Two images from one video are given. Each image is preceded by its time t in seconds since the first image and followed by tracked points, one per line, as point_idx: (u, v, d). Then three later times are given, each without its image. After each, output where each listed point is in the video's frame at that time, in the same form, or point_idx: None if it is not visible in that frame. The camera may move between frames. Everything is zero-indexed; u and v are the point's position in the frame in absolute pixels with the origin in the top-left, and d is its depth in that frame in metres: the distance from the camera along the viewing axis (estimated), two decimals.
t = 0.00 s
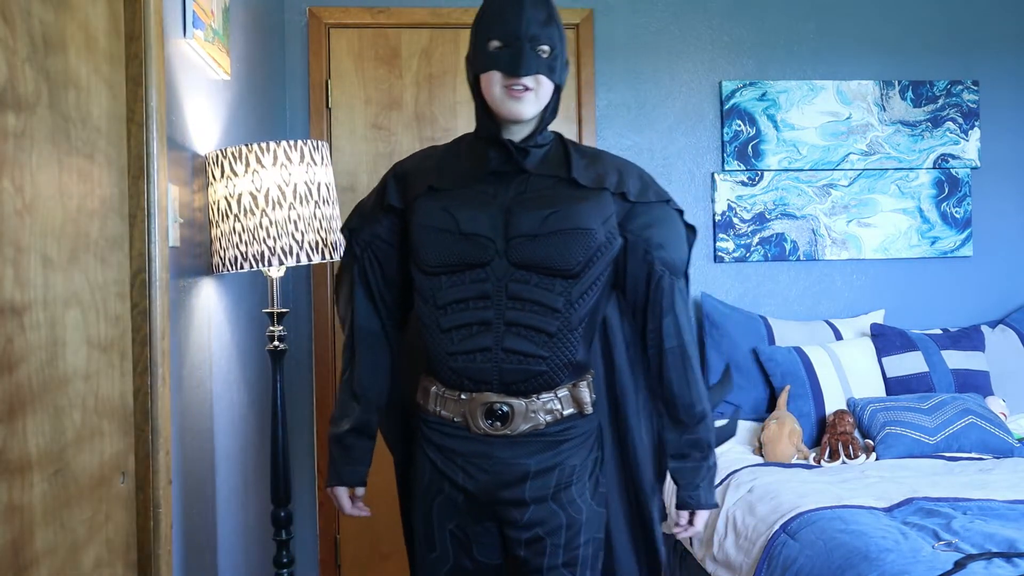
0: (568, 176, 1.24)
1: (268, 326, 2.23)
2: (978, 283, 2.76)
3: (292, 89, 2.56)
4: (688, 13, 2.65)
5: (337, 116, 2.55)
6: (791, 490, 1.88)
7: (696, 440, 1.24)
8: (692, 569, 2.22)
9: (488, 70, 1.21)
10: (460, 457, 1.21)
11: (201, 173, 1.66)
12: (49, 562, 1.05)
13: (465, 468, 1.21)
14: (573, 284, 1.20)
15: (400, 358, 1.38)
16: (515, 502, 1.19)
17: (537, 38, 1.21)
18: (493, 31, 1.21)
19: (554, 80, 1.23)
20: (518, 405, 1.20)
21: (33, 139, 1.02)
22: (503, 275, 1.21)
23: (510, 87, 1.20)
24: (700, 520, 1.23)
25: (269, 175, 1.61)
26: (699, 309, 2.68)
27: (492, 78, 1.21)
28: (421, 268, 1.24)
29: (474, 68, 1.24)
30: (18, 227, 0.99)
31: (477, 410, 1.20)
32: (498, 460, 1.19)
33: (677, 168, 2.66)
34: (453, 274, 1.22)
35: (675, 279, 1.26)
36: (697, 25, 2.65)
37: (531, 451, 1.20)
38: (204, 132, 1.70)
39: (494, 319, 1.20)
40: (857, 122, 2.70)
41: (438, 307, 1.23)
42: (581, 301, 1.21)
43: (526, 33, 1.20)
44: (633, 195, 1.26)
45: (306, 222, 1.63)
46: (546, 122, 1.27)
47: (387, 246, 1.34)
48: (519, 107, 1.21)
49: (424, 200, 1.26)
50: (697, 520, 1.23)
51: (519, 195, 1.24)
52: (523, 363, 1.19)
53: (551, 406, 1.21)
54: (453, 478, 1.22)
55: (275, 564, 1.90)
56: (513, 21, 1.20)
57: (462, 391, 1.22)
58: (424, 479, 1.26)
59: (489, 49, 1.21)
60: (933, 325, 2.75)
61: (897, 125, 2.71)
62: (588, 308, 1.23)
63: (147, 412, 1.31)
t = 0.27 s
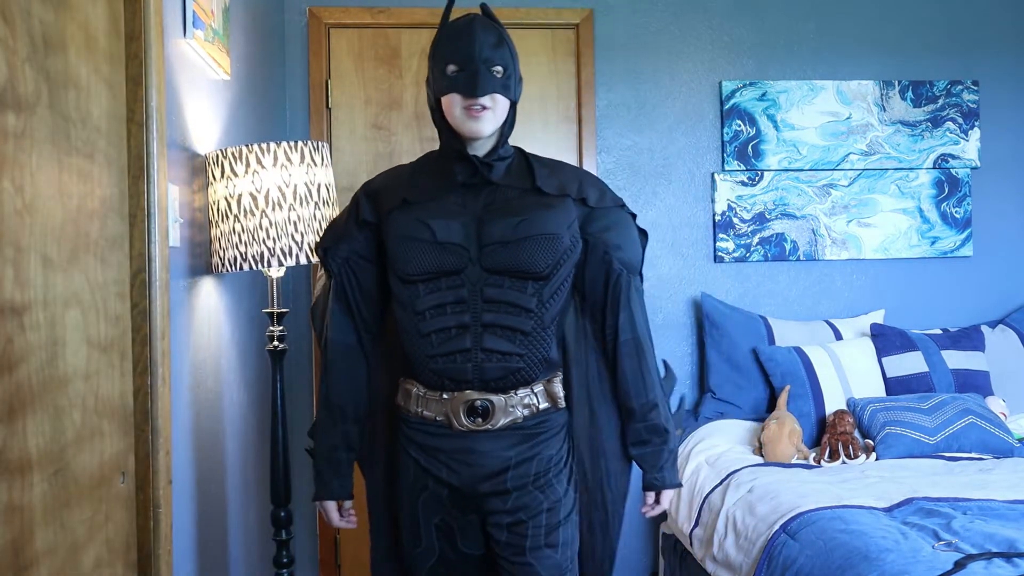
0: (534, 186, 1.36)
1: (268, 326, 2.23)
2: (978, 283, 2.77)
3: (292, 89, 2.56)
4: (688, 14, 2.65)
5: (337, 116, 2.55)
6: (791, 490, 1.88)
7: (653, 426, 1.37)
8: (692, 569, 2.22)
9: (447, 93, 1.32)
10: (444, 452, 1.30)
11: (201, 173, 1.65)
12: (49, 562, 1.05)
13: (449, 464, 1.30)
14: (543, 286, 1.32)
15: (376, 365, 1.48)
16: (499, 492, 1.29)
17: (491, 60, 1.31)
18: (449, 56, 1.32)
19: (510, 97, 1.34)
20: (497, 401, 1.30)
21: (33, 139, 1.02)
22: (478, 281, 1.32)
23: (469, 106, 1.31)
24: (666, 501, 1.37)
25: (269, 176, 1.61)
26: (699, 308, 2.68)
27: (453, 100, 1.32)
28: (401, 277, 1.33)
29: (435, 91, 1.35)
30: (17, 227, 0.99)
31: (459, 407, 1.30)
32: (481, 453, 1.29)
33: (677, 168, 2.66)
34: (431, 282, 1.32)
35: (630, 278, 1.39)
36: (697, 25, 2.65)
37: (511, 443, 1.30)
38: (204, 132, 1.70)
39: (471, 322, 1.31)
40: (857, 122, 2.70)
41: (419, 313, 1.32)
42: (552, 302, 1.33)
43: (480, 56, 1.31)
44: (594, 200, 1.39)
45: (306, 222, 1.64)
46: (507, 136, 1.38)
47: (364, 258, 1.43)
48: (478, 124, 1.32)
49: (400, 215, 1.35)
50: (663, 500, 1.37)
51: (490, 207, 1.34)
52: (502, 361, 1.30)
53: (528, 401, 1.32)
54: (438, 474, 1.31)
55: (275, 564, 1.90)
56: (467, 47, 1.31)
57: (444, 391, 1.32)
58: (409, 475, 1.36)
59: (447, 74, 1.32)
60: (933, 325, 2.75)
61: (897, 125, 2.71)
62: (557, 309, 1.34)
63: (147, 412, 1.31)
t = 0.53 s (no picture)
0: (530, 185, 1.41)
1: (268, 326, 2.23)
2: (977, 283, 2.77)
3: (292, 89, 2.56)
4: (688, 14, 2.65)
5: (338, 116, 2.55)
6: (791, 490, 1.88)
7: (644, 413, 1.43)
8: (692, 569, 2.22)
9: (439, 101, 1.36)
10: (445, 442, 1.33)
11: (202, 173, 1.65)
12: (49, 562, 1.05)
13: (451, 453, 1.33)
14: (539, 279, 1.36)
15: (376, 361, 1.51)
16: (501, 479, 1.32)
17: (480, 66, 1.35)
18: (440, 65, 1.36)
19: (499, 101, 1.38)
20: (496, 391, 1.33)
21: (33, 139, 1.02)
22: (476, 276, 1.35)
23: (461, 113, 1.36)
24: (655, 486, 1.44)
25: (277, 181, 1.64)
26: (699, 309, 2.67)
27: (445, 108, 1.36)
28: (400, 272, 1.36)
29: (428, 98, 1.39)
30: (18, 227, 0.99)
31: (460, 398, 1.33)
32: (481, 441, 1.32)
33: (677, 168, 2.66)
34: (430, 277, 1.35)
35: (620, 272, 1.45)
36: (697, 25, 2.65)
37: (511, 431, 1.34)
38: (205, 133, 1.70)
39: (470, 315, 1.34)
40: (857, 122, 2.70)
41: (418, 307, 1.35)
42: (547, 295, 1.37)
43: (470, 63, 1.34)
44: (586, 195, 1.45)
45: (311, 227, 1.67)
46: (499, 138, 1.42)
47: (361, 255, 1.45)
48: (470, 132, 1.36)
49: (398, 212, 1.38)
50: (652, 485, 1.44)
51: (486, 204, 1.38)
52: (500, 352, 1.34)
53: (525, 390, 1.36)
54: (439, 463, 1.34)
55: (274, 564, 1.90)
56: (457, 54, 1.35)
57: (444, 382, 1.35)
58: (409, 465, 1.38)
59: (438, 82, 1.37)
60: (933, 325, 2.75)
61: (897, 125, 2.71)
62: (551, 301, 1.39)
63: (147, 412, 1.31)
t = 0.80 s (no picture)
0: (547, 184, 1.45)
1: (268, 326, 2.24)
2: (977, 283, 2.77)
3: (292, 89, 2.56)
4: (688, 14, 2.65)
5: (338, 116, 2.55)
6: (791, 490, 1.88)
7: (656, 410, 1.45)
8: (692, 570, 2.22)
9: (455, 105, 1.39)
10: (461, 440, 1.36)
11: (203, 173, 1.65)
12: (49, 562, 1.05)
13: (467, 450, 1.36)
14: (555, 277, 1.39)
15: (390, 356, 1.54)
16: (516, 476, 1.35)
17: (496, 71, 1.38)
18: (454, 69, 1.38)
19: (514, 104, 1.41)
20: (513, 388, 1.36)
21: (33, 139, 1.02)
22: (493, 274, 1.39)
23: (477, 118, 1.38)
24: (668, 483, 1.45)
25: (281, 179, 1.64)
26: (699, 309, 2.68)
27: (461, 111, 1.39)
28: (418, 270, 1.39)
29: (443, 101, 1.42)
30: (18, 227, 0.99)
31: (477, 395, 1.36)
32: (497, 439, 1.35)
33: (677, 168, 2.66)
34: (448, 274, 1.38)
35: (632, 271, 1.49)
36: (697, 26, 2.65)
37: (526, 429, 1.37)
38: (205, 133, 1.70)
39: (487, 312, 1.37)
40: (857, 122, 2.70)
41: (436, 304, 1.38)
42: (563, 293, 1.40)
43: (485, 68, 1.37)
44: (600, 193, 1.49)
45: (315, 225, 1.67)
46: (513, 139, 1.46)
47: (378, 254, 1.49)
48: (486, 134, 1.39)
49: (416, 210, 1.42)
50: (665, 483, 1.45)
51: (502, 204, 1.42)
52: (517, 349, 1.37)
53: (542, 388, 1.39)
54: (455, 461, 1.37)
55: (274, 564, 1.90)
56: (472, 58, 1.37)
57: (461, 378, 1.38)
58: (424, 462, 1.41)
59: (454, 86, 1.39)
60: (933, 325, 2.75)
61: (897, 125, 2.71)
62: (567, 299, 1.42)
63: (147, 412, 1.31)
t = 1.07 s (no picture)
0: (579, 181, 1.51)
1: (268, 326, 2.24)
2: (977, 283, 2.77)
3: (292, 89, 2.56)
4: (688, 14, 2.65)
5: (337, 117, 2.55)
6: (791, 490, 1.88)
7: (682, 403, 1.52)
8: (692, 570, 2.22)
9: (489, 105, 1.42)
10: (499, 437, 1.38)
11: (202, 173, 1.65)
12: (48, 562, 1.05)
13: (504, 447, 1.37)
14: (589, 274, 1.44)
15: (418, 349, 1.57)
16: (551, 473, 1.38)
17: (531, 72, 1.40)
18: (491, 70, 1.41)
19: (548, 105, 1.44)
20: (549, 383, 1.39)
21: (33, 139, 1.02)
22: (527, 271, 1.43)
23: (511, 118, 1.41)
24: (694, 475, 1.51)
25: (280, 166, 1.63)
26: (699, 309, 2.68)
27: (494, 111, 1.42)
28: (455, 266, 1.42)
29: (478, 100, 1.45)
30: (18, 227, 0.99)
31: (514, 390, 1.38)
32: (534, 436, 1.37)
33: (677, 167, 2.66)
34: (484, 271, 1.41)
35: (657, 269, 1.56)
36: (697, 26, 2.65)
37: (561, 426, 1.40)
38: (204, 133, 1.70)
39: (523, 308, 1.41)
40: (857, 122, 2.70)
41: (473, 300, 1.41)
42: (595, 289, 1.46)
43: (521, 68, 1.40)
44: (629, 190, 1.55)
45: (316, 211, 1.67)
46: (544, 139, 1.50)
47: (411, 248, 1.54)
48: (518, 135, 1.43)
49: (451, 205, 1.45)
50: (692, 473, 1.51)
51: (535, 202, 1.46)
52: (552, 345, 1.40)
53: (576, 383, 1.43)
54: (491, 457, 1.38)
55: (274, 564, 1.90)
56: (509, 59, 1.40)
57: (499, 374, 1.40)
58: (456, 456, 1.42)
59: (489, 86, 1.42)
60: (933, 325, 2.75)
61: (897, 125, 2.71)
62: (598, 296, 1.47)
63: (147, 412, 1.31)
